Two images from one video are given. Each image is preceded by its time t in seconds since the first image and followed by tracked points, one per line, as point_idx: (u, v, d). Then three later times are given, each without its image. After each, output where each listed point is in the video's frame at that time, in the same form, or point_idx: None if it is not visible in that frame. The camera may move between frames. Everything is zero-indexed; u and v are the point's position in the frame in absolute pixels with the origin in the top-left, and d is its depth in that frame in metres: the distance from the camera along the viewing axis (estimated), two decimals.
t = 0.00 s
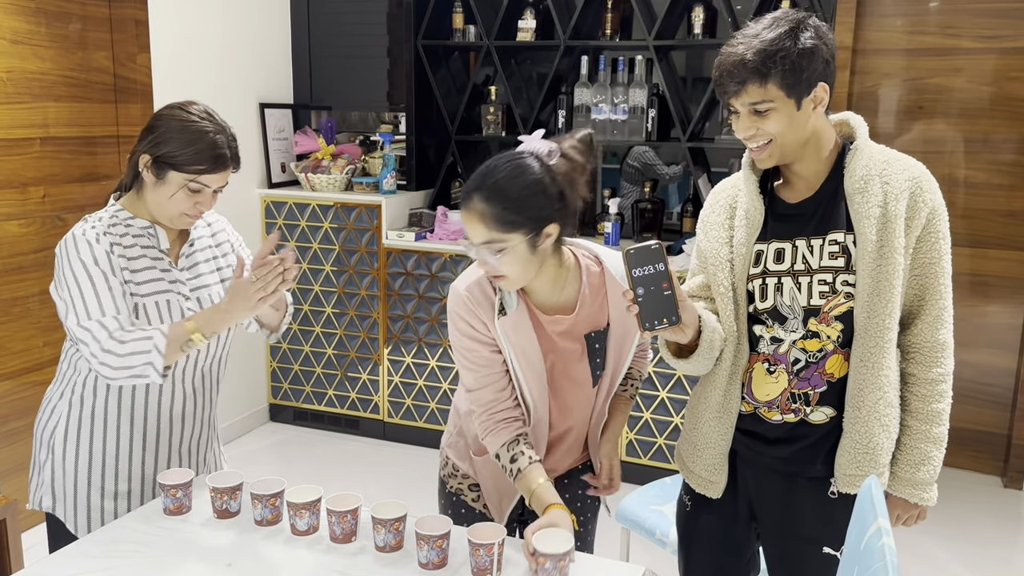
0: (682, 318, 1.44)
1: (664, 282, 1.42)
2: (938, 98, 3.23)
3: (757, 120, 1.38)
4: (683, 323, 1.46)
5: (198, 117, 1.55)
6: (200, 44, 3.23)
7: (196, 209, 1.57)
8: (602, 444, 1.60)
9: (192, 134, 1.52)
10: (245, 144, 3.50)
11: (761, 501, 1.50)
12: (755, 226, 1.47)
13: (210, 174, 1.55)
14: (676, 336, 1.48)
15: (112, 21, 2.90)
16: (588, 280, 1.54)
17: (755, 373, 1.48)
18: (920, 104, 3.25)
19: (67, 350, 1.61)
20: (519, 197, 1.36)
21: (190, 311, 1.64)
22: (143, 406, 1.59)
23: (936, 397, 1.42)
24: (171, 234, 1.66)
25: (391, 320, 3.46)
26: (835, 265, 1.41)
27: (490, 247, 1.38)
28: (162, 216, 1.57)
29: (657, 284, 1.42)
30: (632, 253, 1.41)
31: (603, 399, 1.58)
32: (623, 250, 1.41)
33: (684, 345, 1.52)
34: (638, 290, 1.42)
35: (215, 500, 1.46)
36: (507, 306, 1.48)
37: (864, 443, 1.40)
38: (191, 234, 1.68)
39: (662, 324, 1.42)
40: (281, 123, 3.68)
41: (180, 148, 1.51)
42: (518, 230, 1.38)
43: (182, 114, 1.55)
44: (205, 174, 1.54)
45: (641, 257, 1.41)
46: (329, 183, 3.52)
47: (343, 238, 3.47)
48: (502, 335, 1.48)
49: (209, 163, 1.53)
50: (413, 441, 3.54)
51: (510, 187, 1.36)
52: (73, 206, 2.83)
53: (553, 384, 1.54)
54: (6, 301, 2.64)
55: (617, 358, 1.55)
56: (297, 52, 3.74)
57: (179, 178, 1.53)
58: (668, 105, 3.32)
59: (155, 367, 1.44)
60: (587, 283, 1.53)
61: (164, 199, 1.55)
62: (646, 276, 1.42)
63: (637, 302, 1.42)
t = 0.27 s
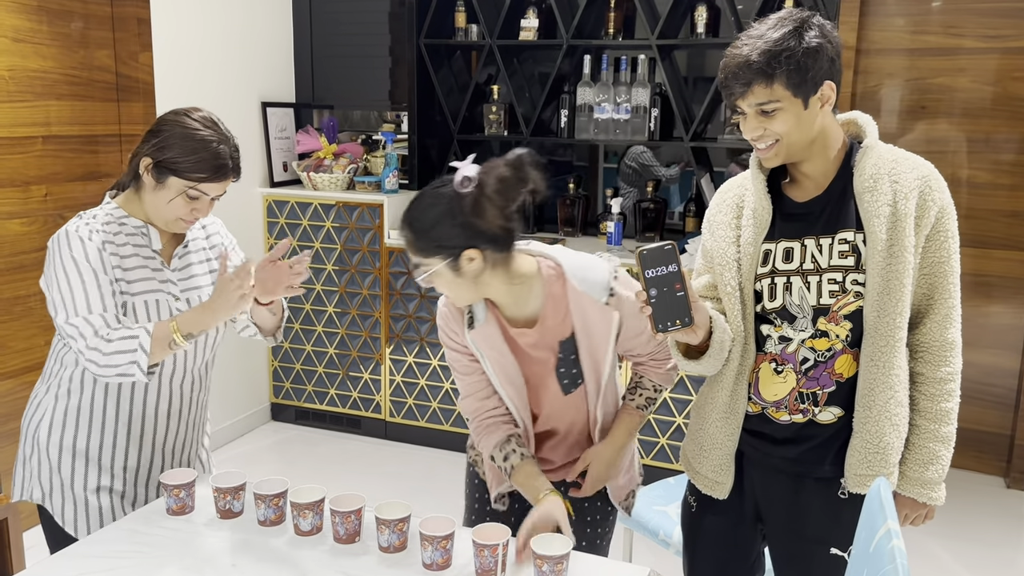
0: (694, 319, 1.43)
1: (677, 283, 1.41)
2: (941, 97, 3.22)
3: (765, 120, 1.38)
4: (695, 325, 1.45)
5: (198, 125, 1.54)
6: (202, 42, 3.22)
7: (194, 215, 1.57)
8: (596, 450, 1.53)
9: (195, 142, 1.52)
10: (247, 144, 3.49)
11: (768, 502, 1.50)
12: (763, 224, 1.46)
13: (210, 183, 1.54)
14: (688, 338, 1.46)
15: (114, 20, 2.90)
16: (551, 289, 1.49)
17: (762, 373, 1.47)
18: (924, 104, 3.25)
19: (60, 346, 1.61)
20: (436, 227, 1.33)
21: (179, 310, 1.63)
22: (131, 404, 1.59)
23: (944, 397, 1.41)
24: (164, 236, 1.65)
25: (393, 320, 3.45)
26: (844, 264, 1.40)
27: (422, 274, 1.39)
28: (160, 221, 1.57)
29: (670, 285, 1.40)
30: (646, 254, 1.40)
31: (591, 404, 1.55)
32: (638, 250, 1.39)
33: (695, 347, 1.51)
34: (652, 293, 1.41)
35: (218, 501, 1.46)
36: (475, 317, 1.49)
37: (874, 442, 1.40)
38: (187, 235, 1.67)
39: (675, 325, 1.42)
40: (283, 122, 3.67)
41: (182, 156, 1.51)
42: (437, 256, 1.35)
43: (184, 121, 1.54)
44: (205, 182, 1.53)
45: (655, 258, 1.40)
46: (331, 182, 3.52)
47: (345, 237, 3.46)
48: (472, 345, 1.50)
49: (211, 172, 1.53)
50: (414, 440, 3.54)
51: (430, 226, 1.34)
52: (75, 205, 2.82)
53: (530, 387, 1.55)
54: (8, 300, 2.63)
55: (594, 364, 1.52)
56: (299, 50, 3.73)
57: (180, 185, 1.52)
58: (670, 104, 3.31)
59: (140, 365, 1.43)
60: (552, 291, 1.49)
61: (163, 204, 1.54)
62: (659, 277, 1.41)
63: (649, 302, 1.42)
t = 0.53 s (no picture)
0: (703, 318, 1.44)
1: (687, 281, 1.42)
2: (944, 96, 3.22)
3: (772, 119, 1.37)
4: (704, 323, 1.46)
5: (173, 139, 1.51)
6: (204, 41, 3.22)
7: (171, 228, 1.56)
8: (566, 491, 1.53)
9: (173, 157, 1.49)
10: (248, 143, 3.49)
11: (774, 502, 1.49)
12: (771, 223, 1.45)
13: (190, 198, 1.53)
14: (697, 337, 1.47)
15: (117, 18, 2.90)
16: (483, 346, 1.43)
17: (769, 372, 1.46)
18: (927, 103, 3.24)
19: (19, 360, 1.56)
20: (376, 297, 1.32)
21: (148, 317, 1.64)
22: (97, 420, 1.55)
23: (952, 398, 1.40)
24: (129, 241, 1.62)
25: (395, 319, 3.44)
26: (854, 263, 1.39)
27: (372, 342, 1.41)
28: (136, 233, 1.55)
29: (679, 283, 1.42)
30: (656, 252, 1.42)
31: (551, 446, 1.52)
32: (647, 248, 1.42)
33: (707, 344, 1.50)
34: (661, 289, 1.42)
35: (222, 501, 1.45)
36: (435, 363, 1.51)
37: (881, 442, 1.39)
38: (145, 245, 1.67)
39: (685, 323, 1.43)
40: (285, 122, 3.66)
41: (161, 172, 1.48)
42: (379, 321, 1.34)
43: (160, 135, 1.51)
44: (185, 197, 1.52)
45: (665, 256, 1.42)
46: (333, 182, 3.51)
47: (347, 236, 3.45)
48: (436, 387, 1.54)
49: (191, 189, 1.51)
50: (417, 440, 3.53)
51: (375, 302, 1.32)
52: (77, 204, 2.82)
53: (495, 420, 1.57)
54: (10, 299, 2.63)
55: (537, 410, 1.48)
56: (301, 49, 3.72)
57: (159, 201, 1.51)
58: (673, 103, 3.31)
59: (111, 385, 1.43)
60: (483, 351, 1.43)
61: (140, 218, 1.52)
62: (669, 275, 1.42)
63: (659, 300, 1.43)
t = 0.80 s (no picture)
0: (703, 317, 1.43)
1: (687, 280, 1.41)
2: (944, 96, 3.22)
3: (775, 120, 1.37)
4: (704, 322, 1.46)
5: (128, 139, 1.52)
6: (204, 41, 3.21)
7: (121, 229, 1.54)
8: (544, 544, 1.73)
9: (123, 155, 1.50)
10: (248, 143, 3.48)
11: (775, 501, 1.48)
12: (775, 221, 1.45)
13: (137, 197, 1.52)
14: (696, 335, 1.47)
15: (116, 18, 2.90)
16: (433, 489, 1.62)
17: (771, 370, 1.46)
18: (928, 103, 3.24)
19: None
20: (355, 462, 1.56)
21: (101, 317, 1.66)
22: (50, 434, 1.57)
23: (954, 400, 1.40)
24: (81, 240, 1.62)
25: (395, 319, 3.44)
26: (857, 263, 1.39)
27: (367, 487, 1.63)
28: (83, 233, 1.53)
29: (680, 283, 1.41)
30: (656, 252, 1.43)
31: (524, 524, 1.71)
32: (647, 248, 1.42)
33: (707, 343, 1.49)
34: (662, 289, 1.42)
35: (223, 501, 1.45)
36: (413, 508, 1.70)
37: (882, 443, 1.39)
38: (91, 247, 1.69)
39: (685, 322, 1.42)
40: (284, 121, 3.66)
41: (109, 169, 1.48)
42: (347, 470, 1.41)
43: (110, 134, 1.51)
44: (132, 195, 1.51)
45: (665, 255, 1.42)
46: (333, 181, 3.51)
47: (347, 236, 3.45)
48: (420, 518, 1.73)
49: (138, 187, 1.50)
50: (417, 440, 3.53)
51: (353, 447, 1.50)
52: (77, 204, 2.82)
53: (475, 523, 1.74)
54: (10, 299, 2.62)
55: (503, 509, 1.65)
56: (301, 49, 3.72)
57: (106, 199, 1.50)
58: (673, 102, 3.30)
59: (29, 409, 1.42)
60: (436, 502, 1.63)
61: (89, 216, 1.51)
62: (670, 274, 1.43)
63: (660, 299, 1.43)
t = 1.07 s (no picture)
0: (699, 316, 1.44)
1: (684, 280, 1.42)
2: (941, 96, 3.22)
3: (771, 122, 1.37)
4: (700, 321, 1.46)
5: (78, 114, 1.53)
6: (202, 42, 3.21)
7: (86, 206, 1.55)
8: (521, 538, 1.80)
9: (75, 129, 1.51)
10: (245, 143, 3.48)
11: (772, 499, 1.48)
12: (773, 220, 1.46)
13: (95, 168, 1.53)
14: (692, 334, 1.48)
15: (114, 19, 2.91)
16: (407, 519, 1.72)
17: (768, 368, 1.47)
18: (925, 103, 3.25)
19: None
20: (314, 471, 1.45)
21: (78, 308, 1.67)
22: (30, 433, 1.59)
23: (951, 400, 1.40)
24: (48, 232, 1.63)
25: (393, 319, 3.44)
26: (854, 262, 1.39)
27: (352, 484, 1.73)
28: (49, 218, 1.54)
29: (675, 283, 1.42)
30: (652, 252, 1.43)
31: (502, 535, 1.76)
32: (644, 248, 1.43)
33: (701, 341, 1.51)
34: (658, 289, 1.42)
35: (222, 502, 1.45)
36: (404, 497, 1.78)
37: (878, 441, 1.39)
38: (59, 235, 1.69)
39: (680, 322, 1.43)
40: (282, 122, 3.66)
41: (63, 144, 1.49)
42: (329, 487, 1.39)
43: (57, 113, 1.51)
44: (91, 166, 1.52)
45: (663, 255, 1.42)
46: (331, 182, 3.51)
47: (345, 237, 3.45)
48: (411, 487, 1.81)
49: (94, 156, 1.52)
50: (415, 440, 3.53)
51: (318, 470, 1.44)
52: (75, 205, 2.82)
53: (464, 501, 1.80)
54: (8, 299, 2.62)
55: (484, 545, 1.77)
56: (298, 50, 3.72)
57: (65, 175, 1.51)
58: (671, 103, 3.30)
59: (8, 409, 1.43)
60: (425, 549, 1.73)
61: (51, 198, 1.52)
62: (666, 274, 1.42)
63: (655, 299, 1.42)
